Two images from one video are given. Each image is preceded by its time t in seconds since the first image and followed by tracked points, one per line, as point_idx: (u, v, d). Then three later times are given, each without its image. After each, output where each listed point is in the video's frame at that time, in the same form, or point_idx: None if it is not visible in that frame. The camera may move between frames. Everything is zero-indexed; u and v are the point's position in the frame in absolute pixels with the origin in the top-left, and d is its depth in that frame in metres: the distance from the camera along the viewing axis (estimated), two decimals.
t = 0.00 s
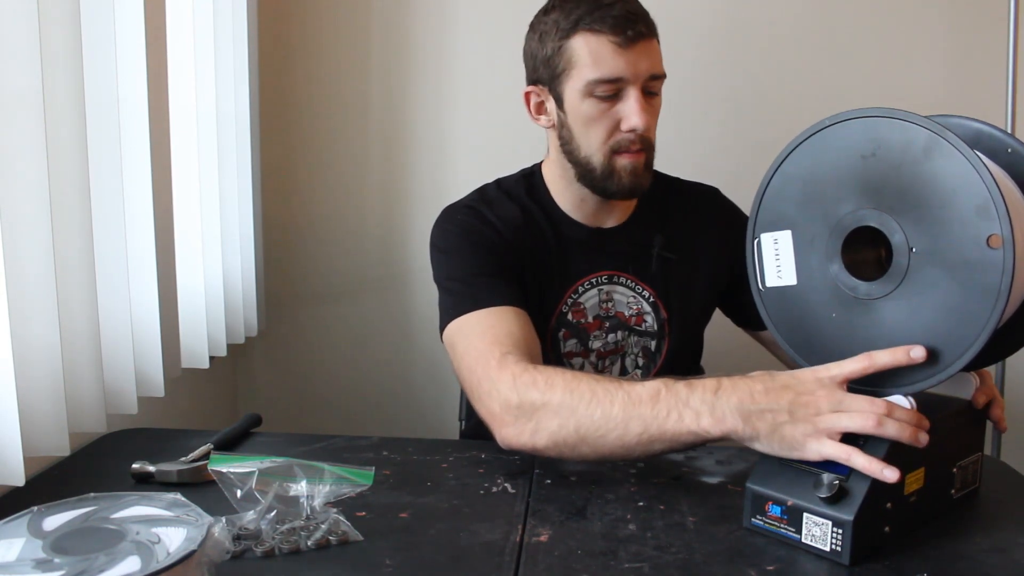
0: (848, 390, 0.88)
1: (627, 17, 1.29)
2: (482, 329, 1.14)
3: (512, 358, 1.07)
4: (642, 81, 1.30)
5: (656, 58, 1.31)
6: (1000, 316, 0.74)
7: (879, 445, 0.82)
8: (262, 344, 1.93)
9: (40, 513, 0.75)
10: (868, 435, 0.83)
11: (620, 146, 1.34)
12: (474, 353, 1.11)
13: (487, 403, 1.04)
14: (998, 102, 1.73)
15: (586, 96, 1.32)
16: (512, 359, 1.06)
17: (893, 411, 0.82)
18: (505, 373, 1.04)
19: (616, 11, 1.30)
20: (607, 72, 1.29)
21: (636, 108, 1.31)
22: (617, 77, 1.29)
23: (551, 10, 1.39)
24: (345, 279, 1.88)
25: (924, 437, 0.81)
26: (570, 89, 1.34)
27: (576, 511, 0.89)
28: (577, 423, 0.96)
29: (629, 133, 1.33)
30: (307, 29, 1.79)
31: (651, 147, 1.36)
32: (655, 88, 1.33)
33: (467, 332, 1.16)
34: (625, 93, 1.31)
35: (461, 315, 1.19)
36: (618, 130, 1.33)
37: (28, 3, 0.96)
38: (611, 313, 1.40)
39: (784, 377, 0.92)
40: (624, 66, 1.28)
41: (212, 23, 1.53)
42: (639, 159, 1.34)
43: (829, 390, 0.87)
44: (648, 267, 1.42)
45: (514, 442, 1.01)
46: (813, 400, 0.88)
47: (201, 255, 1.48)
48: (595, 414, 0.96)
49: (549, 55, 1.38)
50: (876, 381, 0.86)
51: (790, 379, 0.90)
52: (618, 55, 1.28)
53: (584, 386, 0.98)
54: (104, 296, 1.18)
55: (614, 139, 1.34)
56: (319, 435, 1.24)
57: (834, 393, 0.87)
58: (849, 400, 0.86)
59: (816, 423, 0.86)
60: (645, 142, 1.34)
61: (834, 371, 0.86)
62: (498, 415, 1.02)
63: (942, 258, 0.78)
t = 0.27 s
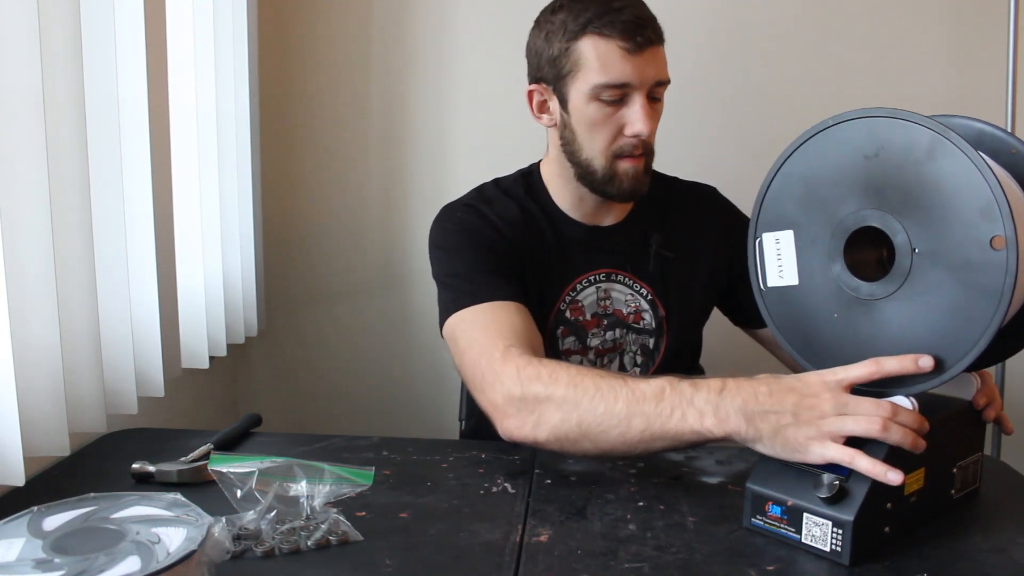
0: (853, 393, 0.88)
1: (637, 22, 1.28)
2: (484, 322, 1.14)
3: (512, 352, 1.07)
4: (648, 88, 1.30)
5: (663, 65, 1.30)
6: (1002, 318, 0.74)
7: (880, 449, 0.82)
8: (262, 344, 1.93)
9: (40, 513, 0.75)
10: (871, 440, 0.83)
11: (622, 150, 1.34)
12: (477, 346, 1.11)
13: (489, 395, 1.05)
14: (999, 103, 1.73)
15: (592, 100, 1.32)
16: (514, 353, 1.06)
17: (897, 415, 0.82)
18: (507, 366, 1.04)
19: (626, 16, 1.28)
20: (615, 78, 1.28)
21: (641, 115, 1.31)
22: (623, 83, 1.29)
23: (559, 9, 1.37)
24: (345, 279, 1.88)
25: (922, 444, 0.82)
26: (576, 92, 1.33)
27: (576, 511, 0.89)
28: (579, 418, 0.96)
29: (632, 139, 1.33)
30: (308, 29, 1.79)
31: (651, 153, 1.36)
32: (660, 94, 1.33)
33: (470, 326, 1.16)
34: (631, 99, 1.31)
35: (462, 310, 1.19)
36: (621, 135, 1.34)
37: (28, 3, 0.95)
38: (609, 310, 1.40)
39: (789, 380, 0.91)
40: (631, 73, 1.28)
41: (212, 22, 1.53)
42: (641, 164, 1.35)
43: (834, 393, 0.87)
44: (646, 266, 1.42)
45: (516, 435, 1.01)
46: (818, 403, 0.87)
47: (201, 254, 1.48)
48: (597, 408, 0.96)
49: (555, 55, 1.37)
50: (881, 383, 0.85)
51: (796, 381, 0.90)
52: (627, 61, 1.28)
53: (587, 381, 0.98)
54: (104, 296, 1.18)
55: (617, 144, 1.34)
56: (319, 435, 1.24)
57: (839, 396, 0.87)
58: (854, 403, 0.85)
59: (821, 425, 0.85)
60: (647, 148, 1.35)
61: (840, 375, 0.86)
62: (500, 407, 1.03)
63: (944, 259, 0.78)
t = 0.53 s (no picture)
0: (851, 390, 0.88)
1: (676, 38, 1.28)
2: (483, 319, 1.14)
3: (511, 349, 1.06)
4: (677, 102, 1.31)
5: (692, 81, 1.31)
6: (1001, 318, 0.74)
7: (881, 445, 0.82)
8: (262, 344, 1.93)
9: (40, 513, 0.75)
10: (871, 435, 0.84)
11: (644, 159, 1.35)
12: (476, 343, 1.11)
13: (488, 392, 1.04)
14: (998, 103, 1.73)
15: (625, 107, 1.30)
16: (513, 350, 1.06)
17: (898, 412, 0.82)
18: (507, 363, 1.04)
19: (668, 29, 1.28)
20: (654, 89, 1.27)
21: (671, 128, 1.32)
22: (656, 96, 1.28)
23: (596, 9, 1.33)
24: (345, 279, 1.88)
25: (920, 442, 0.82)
26: (609, 96, 1.31)
27: (576, 511, 0.89)
28: (579, 415, 0.96)
29: (655, 149, 1.34)
30: (307, 29, 1.79)
31: (666, 163, 1.37)
32: (683, 108, 1.34)
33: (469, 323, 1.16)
34: (663, 110, 1.31)
35: (461, 307, 1.18)
36: (645, 144, 1.34)
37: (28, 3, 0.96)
38: (609, 310, 1.40)
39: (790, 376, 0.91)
40: (669, 87, 1.28)
41: (212, 23, 1.53)
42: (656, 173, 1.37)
43: (833, 389, 0.87)
44: (646, 266, 1.42)
45: (516, 432, 1.01)
46: (818, 399, 0.87)
47: (201, 255, 1.48)
48: (597, 406, 0.96)
49: (588, 55, 1.34)
50: (880, 380, 0.85)
51: (796, 376, 0.90)
52: (666, 74, 1.27)
53: (587, 377, 0.98)
54: (104, 296, 1.18)
55: (640, 152, 1.34)
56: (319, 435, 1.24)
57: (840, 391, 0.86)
58: (854, 398, 0.85)
59: (821, 421, 0.86)
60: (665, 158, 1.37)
61: (840, 371, 0.86)
62: (499, 404, 1.02)
63: (943, 259, 0.78)
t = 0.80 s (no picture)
0: (851, 395, 0.88)
1: (723, 59, 1.28)
2: (483, 316, 1.14)
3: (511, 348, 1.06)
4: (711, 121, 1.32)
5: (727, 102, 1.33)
6: (1001, 318, 0.73)
7: (879, 450, 0.82)
8: (262, 344, 1.93)
9: (40, 513, 0.75)
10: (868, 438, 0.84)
11: (670, 170, 1.35)
12: (476, 340, 1.10)
13: (486, 390, 1.04)
14: (998, 103, 1.73)
15: (666, 119, 1.30)
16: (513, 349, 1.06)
17: (895, 414, 0.82)
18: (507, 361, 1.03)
19: (716, 49, 1.28)
20: (698, 104, 1.28)
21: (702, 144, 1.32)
22: (697, 113, 1.29)
23: (647, 17, 1.32)
24: (345, 279, 1.88)
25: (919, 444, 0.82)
26: (652, 104, 1.30)
27: (576, 511, 0.89)
28: (576, 414, 0.96)
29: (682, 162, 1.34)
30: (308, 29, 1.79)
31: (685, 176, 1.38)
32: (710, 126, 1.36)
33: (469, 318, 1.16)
34: (698, 126, 1.31)
35: (461, 303, 1.19)
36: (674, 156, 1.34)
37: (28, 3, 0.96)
38: (613, 311, 1.40)
39: (787, 381, 0.92)
40: (710, 105, 1.29)
41: (212, 23, 1.53)
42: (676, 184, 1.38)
43: (830, 394, 0.87)
44: (652, 268, 1.43)
45: (512, 430, 1.01)
46: (815, 404, 0.87)
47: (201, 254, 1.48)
48: (595, 405, 0.96)
49: (634, 59, 1.31)
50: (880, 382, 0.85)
51: (793, 383, 0.91)
52: (711, 92, 1.28)
53: (587, 377, 0.99)
54: (104, 295, 1.18)
55: (669, 163, 1.34)
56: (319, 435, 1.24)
57: (836, 396, 0.87)
58: (852, 402, 0.86)
59: (817, 426, 0.86)
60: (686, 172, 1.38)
61: (838, 379, 0.86)
62: (496, 399, 1.02)
63: (942, 258, 0.78)
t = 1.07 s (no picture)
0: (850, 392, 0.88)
1: (757, 68, 1.28)
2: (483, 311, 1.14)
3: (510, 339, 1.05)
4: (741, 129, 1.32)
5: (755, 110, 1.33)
6: (1001, 319, 0.73)
7: (875, 453, 0.81)
8: (262, 344, 1.93)
9: (40, 513, 0.75)
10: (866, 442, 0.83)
11: (696, 176, 1.35)
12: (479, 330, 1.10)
13: (488, 377, 1.04)
14: (998, 103, 1.73)
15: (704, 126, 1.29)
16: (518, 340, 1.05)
17: (893, 417, 0.81)
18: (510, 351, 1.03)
19: (752, 60, 1.28)
20: (734, 115, 1.28)
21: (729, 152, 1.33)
22: (730, 120, 1.29)
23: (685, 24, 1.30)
24: (345, 279, 1.88)
25: (919, 448, 0.81)
26: (691, 109, 1.29)
27: (576, 511, 0.89)
28: (576, 404, 0.97)
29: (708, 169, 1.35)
30: (308, 29, 1.79)
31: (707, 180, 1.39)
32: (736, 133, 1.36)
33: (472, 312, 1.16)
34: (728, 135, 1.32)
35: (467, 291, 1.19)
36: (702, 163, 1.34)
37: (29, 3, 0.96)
38: (623, 308, 1.40)
39: (789, 374, 0.91)
40: (743, 115, 1.29)
41: (212, 23, 1.53)
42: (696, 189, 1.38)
43: (830, 393, 0.87)
44: (663, 269, 1.43)
45: (513, 417, 1.01)
46: (814, 401, 0.87)
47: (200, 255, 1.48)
48: (596, 394, 0.96)
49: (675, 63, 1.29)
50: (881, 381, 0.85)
51: (793, 377, 0.90)
52: (745, 103, 1.28)
53: (590, 367, 0.98)
54: (104, 295, 1.18)
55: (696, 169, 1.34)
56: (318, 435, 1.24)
57: (835, 395, 0.86)
58: (851, 403, 0.85)
59: (815, 425, 0.86)
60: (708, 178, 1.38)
61: (838, 376, 0.85)
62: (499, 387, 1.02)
63: (943, 258, 0.78)
